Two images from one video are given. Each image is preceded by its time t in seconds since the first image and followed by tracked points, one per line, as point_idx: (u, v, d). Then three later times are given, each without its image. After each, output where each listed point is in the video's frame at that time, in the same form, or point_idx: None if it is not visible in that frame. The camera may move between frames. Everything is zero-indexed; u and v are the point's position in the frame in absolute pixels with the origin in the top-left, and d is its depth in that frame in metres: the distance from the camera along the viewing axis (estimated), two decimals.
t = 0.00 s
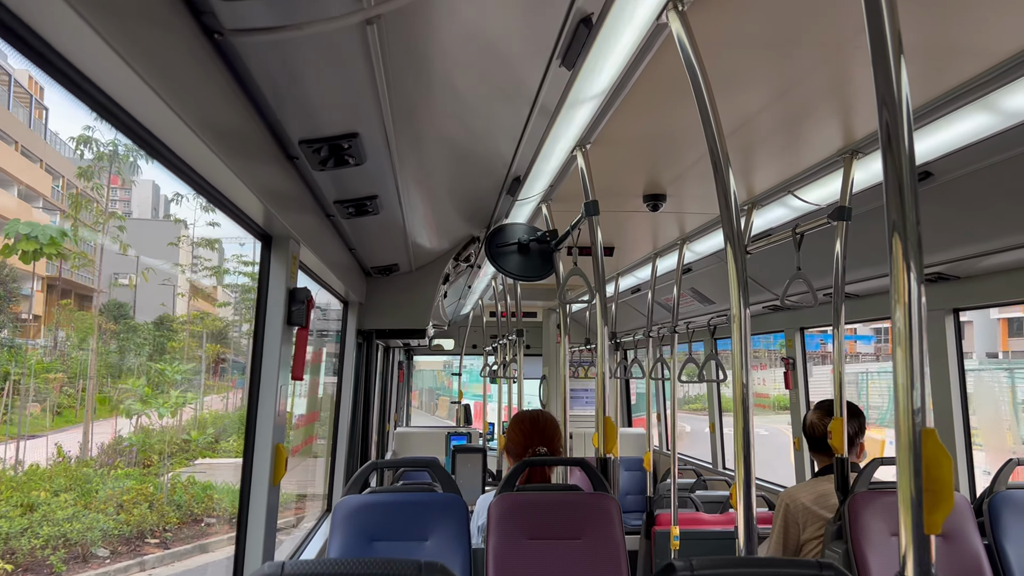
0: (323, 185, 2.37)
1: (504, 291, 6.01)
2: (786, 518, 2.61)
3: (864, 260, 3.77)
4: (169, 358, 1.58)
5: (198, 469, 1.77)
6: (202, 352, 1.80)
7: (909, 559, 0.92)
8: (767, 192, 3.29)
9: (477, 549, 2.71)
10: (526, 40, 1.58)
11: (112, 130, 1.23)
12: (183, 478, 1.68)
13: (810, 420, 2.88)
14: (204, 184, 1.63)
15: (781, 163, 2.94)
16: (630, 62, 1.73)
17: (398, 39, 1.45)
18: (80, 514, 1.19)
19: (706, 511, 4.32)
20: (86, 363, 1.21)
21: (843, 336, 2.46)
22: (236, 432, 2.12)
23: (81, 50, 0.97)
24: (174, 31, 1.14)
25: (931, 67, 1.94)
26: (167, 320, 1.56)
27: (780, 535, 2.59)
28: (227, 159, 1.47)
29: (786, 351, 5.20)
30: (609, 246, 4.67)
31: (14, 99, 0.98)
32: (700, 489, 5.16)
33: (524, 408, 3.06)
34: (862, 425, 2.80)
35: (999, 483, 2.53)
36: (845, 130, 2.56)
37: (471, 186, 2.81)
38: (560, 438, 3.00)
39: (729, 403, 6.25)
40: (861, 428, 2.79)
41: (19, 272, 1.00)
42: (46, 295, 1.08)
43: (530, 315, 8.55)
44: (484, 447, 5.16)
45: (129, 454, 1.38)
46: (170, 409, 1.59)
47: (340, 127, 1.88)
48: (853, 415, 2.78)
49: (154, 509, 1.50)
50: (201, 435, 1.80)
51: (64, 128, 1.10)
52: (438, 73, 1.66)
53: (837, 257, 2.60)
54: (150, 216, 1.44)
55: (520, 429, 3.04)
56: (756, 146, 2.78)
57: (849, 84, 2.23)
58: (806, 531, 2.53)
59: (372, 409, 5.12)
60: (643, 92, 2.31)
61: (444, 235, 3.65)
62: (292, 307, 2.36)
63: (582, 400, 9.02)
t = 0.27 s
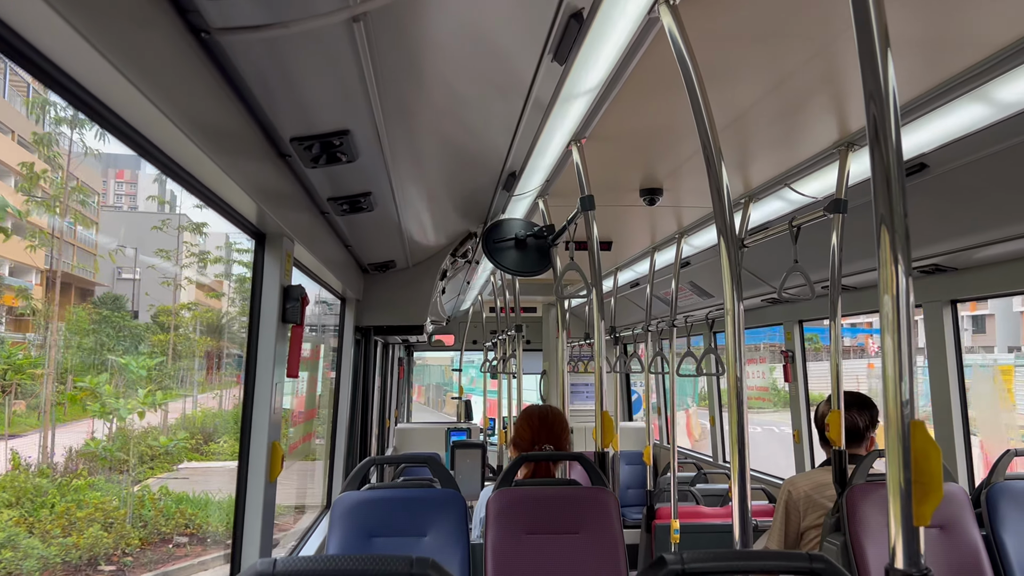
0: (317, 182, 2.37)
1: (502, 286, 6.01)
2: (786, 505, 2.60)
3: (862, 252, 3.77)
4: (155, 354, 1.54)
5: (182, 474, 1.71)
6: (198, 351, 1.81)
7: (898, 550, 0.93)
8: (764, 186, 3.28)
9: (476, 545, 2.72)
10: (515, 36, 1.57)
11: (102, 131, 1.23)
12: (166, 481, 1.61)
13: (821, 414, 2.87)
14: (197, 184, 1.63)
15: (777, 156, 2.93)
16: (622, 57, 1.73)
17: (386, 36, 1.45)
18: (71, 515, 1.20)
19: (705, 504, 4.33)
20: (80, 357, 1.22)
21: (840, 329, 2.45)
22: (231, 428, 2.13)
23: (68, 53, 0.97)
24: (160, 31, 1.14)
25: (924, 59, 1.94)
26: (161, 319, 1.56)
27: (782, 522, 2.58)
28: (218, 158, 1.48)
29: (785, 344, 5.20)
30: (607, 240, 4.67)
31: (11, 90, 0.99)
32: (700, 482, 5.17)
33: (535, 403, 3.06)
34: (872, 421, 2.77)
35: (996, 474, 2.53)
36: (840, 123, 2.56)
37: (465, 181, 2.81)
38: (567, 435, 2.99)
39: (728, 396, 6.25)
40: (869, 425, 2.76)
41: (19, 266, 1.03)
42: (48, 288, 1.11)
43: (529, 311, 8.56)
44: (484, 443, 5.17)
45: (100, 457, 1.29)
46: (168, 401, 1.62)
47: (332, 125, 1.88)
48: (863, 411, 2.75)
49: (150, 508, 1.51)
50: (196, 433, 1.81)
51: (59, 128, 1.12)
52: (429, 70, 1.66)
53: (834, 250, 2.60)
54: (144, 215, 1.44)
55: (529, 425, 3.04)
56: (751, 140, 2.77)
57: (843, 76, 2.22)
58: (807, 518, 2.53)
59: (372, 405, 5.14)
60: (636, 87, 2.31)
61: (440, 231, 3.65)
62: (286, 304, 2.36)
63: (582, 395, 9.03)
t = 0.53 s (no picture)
0: (321, 179, 2.36)
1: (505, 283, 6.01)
2: (793, 497, 2.60)
3: (866, 244, 3.76)
4: (162, 353, 1.53)
5: (159, 483, 1.50)
6: (203, 349, 1.80)
7: (917, 540, 0.93)
8: (767, 178, 3.28)
9: (484, 541, 2.72)
10: (522, 30, 1.56)
11: (108, 127, 1.22)
12: (174, 481, 1.60)
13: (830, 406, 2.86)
14: (203, 180, 1.63)
15: (781, 149, 2.93)
16: (627, 50, 1.72)
17: (393, 31, 1.44)
18: (78, 515, 1.19)
19: (711, 497, 4.33)
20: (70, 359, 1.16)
21: (846, 321, 2.45)
22: (240, 427, 2.12)
23: (77, 48, 0.96)
24: (169, 27, 1.14)
25: (930, 49, 1.93)
26: (168, 318, 1.55)
27: (789, 513, 2.58)
28: (225, 155, 1.47)
29: (789, 337, 5.20)
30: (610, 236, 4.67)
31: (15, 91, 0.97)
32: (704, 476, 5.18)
33: (545, 400, 3.05)
34: (881, 412, 2.76)
35: (1003, 464, 2.53)
36: (845, 114, 2.55)
37: (470, 178, 2.80)
38: (578, 432, 2.99)
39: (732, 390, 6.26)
40: (878, 416, 2.75)
41: (15, 258, 1.00)
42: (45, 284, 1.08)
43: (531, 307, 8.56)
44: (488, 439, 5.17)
45: (110, 456, 1.29)
46: (171, 398, 1.58)
47: (337, 121, 1.88)
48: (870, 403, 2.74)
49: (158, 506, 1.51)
50: (203, 431, 1.80)
51: (61, 124, 1.11)
52: (435, 65, 1.65)
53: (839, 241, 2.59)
54: (149, 213, 1.44)
55: (539, 423, 3.04)
56: (754, 132, 2.77)
57: (848, 68, 2.22)
58: (814, 508, 2.54)
59: (376, 403, 5.14)
60: (641, 80, 2.30)
61: (444, 228, 3.65)
62: (294, 302, 2.35)
63: (585, 391, 9.04)
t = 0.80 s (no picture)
0: (329, 177, 2.36)
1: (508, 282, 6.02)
2: (795, 501, 2.59)
3: (870, 244, 3.77)
4: (168, 350, 1.53)
5: (170, 479, 1.51)
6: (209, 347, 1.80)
7: (934, 539, 0.93)
8: (772, 178, 3.28)
9: (490, 540, 2.72)
10: (535, 28, 1.56)
11: (121, 120, 1.22)
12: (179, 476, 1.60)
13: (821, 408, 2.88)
14: (213, 176, 1.63)
15: (787, 148, 2.93)
16: (637, 48, 1.72)
17: (407, 28, 1.43)
18: (88, 514, 1.18)
19: (714, 497, 4.33)
20: (64, 363, 1.09)
21: (852, 320, 2.45)
22: (248, 424, 2.12)
23: (96, 40, 0.96)
24: (187, 23, 1.14)
25: (941, 47, 1.93)
26: (174, 314, 1.55)
27: (790, 517, 2.57)
28: (238, 151, 1.47)
29: (792, 337, 5.21)
30: (614, 235, 4.67)
31: (27, 83, 0.96)
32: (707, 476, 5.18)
33: (545, 399, 3.05)
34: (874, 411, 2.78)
35: (1010, 464, 2.54)
36: (852, 114, 2.55)
37: (477, 176, 2.80)
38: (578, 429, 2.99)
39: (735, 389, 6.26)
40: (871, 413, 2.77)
41: (13, 251, 0.94)
42: (43, 276, 1.03)
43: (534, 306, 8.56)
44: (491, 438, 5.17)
45: (117, 452, 1.28)
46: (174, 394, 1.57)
47: (348, 119, 1.87)
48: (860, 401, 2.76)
49: (164, 503, 1.51)
50: (209, 428, 1.80)
51: (76, 120, 1.11)
52: (446, 63, 1.65)
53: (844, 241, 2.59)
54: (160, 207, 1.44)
55: (539, 421, 3.03)
56: (761, 132, 2.77)
57: (856, 67, 2.22)
58: (816, 514, 2.53)
59: (379, 402, 5.14)
60: (650, 79, 2.29)
61: (449, 226, 3.64)
62: (302, 300, 2.35)
63: (587, 390, 9.04)
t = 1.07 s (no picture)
0: (329, 175, 2.36)
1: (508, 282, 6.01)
2: (790, 508, 2.56)
3: (871, 247, 3.76)
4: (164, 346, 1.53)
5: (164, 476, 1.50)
6: (206, 344, 1.80)
7: (929, 543, 0.92)
8: (773, 180, 3.28)
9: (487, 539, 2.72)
10: (536, 28, 1.56)
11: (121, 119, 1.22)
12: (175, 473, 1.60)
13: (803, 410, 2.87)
14: (212, 174, 1.62)
15: (788, 150, 2.92)
16: (638, 48, 1.72)
17: (406, 26, 1.43)
18: (79, 510, 1.18)
19: (712, 498, 4.33)
20: (55, 360, 1.09)
21: (851, 323, 2.45)
22: (245, 422, 2.12)
23: (94, 38, 0.96)
24: (185, 20, 1.13)
25: (942, 50, 1.92)
26: (170, 310, 1.55)
27: (786, 525, 2.53)
28: (237, 149, 1.47)
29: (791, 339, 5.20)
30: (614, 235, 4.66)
31: (25, 81, 0.96)
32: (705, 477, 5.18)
33: (545, 398, 3.05)
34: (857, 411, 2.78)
35: (1008, 469, 2.53)
36: (853, 116, 2.55)
37: (477, 176, 2.79)
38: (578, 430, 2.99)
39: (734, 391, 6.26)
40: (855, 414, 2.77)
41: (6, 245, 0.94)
42: (41, 271, 1.04)
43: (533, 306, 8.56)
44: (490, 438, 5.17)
45: (108, 449, 1.28)
46: (170, 390, 1.57)
47: (347, 116, 1.87)
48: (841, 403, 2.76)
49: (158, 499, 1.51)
50: (206, 425, 1.80)
51: (75, 117, 1.11)
52: (445, 61, 1.64)
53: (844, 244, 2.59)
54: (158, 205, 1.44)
55: (539, 421, 3.03)
56: (761, 133, 2.76)
57: (858, 69, 2.21)
58: (812, 520, 2.51)
59: (378, 401, 5.14)
60: (650, 80, 2.29)
61: (449, 225, 3.64)
62: (300, 298, 2.35)
63: (586, 390, 9.04)
